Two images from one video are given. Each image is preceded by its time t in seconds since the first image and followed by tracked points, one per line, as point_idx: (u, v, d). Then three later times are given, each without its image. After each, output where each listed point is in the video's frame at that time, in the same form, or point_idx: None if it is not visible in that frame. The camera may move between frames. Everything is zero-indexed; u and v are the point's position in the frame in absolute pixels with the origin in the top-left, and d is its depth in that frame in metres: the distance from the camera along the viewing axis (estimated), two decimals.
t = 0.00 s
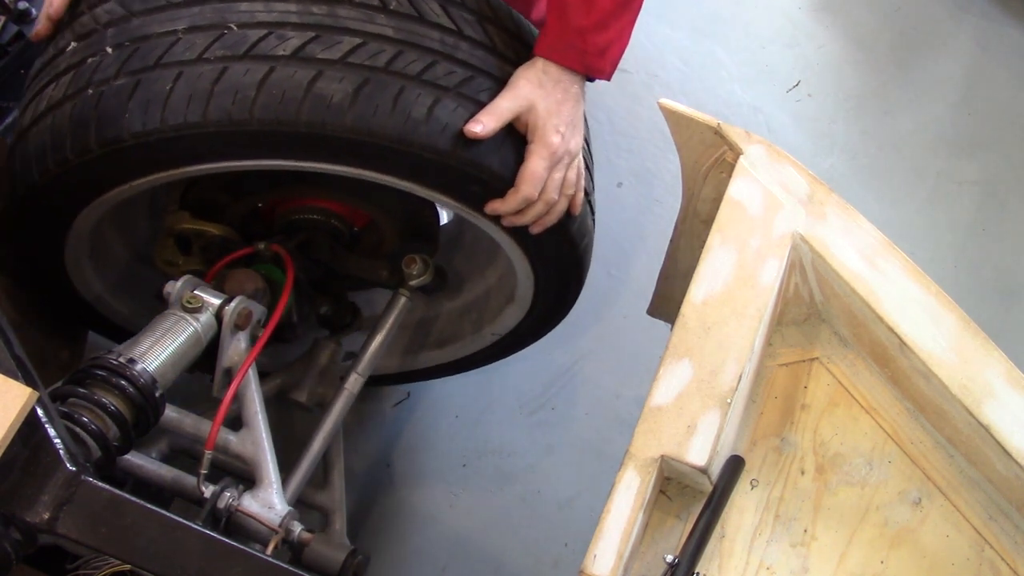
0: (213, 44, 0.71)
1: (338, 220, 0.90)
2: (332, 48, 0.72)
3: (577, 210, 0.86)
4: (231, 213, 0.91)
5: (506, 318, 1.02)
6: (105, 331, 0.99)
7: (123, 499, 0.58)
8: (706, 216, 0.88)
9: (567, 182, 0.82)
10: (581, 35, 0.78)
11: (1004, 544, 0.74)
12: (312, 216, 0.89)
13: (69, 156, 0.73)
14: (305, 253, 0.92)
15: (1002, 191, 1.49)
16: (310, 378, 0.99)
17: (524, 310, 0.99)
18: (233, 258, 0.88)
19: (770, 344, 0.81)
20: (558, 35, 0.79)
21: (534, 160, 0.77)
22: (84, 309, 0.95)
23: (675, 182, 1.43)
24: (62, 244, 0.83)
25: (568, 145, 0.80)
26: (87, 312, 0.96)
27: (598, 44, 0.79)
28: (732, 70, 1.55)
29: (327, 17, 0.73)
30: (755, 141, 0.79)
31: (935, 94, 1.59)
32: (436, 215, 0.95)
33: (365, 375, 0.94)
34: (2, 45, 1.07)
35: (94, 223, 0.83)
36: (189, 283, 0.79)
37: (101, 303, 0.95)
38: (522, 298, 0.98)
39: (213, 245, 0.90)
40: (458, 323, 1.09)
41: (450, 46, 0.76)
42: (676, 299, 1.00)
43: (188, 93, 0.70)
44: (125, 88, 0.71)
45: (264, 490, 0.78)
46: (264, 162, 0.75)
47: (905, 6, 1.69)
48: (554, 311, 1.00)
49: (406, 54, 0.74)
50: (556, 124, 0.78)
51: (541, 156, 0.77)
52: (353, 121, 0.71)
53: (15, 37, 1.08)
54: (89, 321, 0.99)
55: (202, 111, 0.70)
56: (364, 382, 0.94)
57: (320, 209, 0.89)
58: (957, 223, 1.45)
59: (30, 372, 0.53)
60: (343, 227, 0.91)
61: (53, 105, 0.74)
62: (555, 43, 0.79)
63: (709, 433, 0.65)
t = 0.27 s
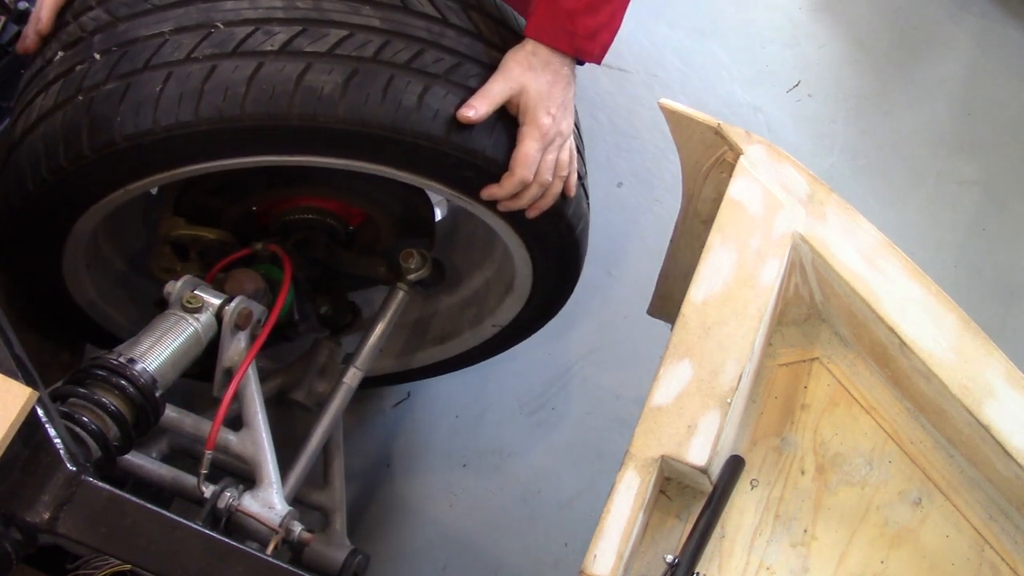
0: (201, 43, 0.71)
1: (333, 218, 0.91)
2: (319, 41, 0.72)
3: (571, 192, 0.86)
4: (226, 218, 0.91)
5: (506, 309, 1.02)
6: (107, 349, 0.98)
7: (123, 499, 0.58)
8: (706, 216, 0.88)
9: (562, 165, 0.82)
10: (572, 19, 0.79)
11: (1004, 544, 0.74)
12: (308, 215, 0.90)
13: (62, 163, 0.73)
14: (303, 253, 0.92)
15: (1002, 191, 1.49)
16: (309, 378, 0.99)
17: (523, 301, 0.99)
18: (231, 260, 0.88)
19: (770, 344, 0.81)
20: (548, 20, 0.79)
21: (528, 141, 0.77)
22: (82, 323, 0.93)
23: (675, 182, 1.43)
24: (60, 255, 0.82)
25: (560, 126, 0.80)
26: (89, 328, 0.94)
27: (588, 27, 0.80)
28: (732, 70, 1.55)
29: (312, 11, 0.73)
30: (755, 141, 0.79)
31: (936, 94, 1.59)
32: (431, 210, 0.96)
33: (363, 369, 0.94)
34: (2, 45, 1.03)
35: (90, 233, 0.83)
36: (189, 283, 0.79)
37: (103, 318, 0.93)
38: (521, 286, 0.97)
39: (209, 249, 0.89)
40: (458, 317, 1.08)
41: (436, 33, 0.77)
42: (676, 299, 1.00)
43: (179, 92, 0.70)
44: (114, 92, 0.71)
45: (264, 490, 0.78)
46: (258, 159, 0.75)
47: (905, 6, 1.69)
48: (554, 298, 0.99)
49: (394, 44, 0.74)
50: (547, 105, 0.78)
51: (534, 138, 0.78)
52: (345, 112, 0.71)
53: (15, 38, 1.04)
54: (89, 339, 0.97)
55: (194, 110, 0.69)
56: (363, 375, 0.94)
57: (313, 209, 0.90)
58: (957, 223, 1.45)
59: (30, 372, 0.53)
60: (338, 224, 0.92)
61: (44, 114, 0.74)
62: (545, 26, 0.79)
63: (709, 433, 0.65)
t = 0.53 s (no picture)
0: (197, 43, 0.71)
1: (332, 217, 0.91)
2: (316, 39, 0.72)
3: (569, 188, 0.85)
4: (224, 218, 0.90)
5: (506, 306, 1.02)
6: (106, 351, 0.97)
7: (123, 499, 0.58)
8: (706, 216, 0.88)
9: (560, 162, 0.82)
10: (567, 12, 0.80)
11: (1004, 544, 0.74)
12: (306, 214, 0.90)
13: (60, 164, 0.73)
14: (302, 253, 0.92)
15: (1002, 191, 1.49)
16: (309, 378, 1.00)
17: (522, 299, 0.99)
18: (230, 261, 0.88)
19: (770, 344, 0.81)
20: (544, 11, 0.79)
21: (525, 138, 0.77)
22: (82, 325, 0.93)
23: (675, 182, 1.43)
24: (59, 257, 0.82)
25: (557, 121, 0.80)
26: (88, 329, 0.94)
27: (583, 21, 0.80)
28: (732, 70, 1.55)
29: (308, 10, 0.73)
30: (755, 141, 0.79)
31: (935, 94, 1.59)
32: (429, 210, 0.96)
33: (362, 368, 0.94)
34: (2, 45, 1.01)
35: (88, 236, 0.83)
36: (189, 284, 0.79)
37: (103, 319, 0.93)
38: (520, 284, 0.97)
39: (208, 249, 0.90)
40: (457, 315, 1.08)
41: (432, 31, 0.77)
42: (676, 298, 1.00)
43: (176, 93, 0.69)
44: (112, 93, 0.71)
45: (264, 490, 0.78)
46: (257, 158, 0.75)
47: (905, 7, 1.69)
48: (554, 295, 0.99)
49: (391, 41, 0.74)
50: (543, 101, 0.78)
51: (531, 133, 0.78)
52: (343, 110, 0.71)
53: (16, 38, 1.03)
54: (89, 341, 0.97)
55: (192, 110, 0.69)
56: (363, 374, 0.94)
57: (312, 209, 0.90)
58: (957, 223, 1.45)
59: (30, 372, 0.53)
60: (337, 223, 0.92)
61: (42, 116, 0.74)
62: (541, 19, 0.80)
63: (709, 433, 0.65)
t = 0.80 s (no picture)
0: (198, 43, 0.71)
1: (331, 217, 0.91)
2: (317, 40, 0.72)
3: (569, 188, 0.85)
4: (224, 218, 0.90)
5: (506, 306, 1.02)
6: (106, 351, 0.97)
7: (123, 500, 0.58)
8: (706, 216, 0.88)
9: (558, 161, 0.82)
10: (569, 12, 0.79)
11: (1004, 545, 0.74)
12: (305, 214, 0.90)
13: (60, 163, 0.73)
14: (302, 253, 0.93)
15: (1002, 191, 1.49)
16: (309, 378, 1.00)
17: (522, 299, 0.99)
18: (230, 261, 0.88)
19: (770, 344, 0.81)
20: (545, 12, 0.79)
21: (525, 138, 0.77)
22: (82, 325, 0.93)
23: (675, 183, 1.43)
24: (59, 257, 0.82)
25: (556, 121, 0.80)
26: (88, 329, 0.94)
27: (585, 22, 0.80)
28: (732, 70, 1.55)
29: (309, 10, 0.73)
30: (755, 141, 0.79)
31: (936, 94, 1.59)
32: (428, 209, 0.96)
33: (362, 368, 0.94)
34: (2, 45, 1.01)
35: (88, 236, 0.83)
36: (189, 284, 0.79)
37: (103, 319, 0.93)
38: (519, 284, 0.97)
39: (209, 249, 0.90)
40: (457, 315, 1.08)
41: (432, 31, 0.77)
42: (675, 298, 1.00)
43: (176, 92, 0.69)
44: (112, 93, 0.71)
45: (264, 490, 0.78)
46: (256, 158, 0.75)
47: (905, 7, 1.69)
48: (554, 295, 0.99)
49: (391, 41, 0.74)
50: (543, 100, 0.78)
51: (531, 134, 0.78)
52: (343, 110, 0.71)
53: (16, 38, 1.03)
54: (89, 341, 0.97)
55: (192, 110, 0.69)
56: (363, 374, 0.94)
57: (313, 209, 0.90)
58: (957, 223, 1.45)
59: (30, 372, 0.53)
60: (336, 223, 0.92)
61: (42, 115, 0.74)
62: (543, 20, 0.80)
63: (709, 433, 0.65)
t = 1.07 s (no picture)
0: (198, 43, 0.71)
1: (331, 217, 0.91)
2: (317, 40, 0.72)
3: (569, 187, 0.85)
4: (223, 218, 0.90)
5: (506, 306, 1.02)
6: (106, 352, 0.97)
7: (123, 500, 0.58)
8: (706, 216, 0.88)
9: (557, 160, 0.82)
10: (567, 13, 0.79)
11: (1004, 544, 0.74)
12: (305, 215, 0.90)
13: (59, 162, 0.73)
14: (302, 253, 0.93)
15: (1002, 191, 1.49)
16: (308, 378, 1.00)
17: (522, 299, 0.99)
18: (231, 261, 0.88)
19: (770, 344, 0.81)
20: (543, 12, 0.79)
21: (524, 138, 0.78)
22: (82, 324, 0.93)
23: (675, 182, 1.43)
24: (60, 257, 0.82)
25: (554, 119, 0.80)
26: (88, 329, 0.94)
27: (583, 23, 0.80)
28: (731, 70, 1.55)
29: (309, 10, 0.73)
30: (755, 141, 0.79)
31: (935, 94, 1.59)
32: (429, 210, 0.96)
33: (362, 368, 0.94)
34: (2, 45, 1.01)
35: (88, 236, 0.83)
36: (189, 283, 0.79)
37: (103, 319, 0.93)
38: (519, 285, 0.98)
39: (209, 249, 0.90)
40: (457, 315, 1.08)
41: (433, 31, 0.77)
42: (675, 298, 1.00)
43: (176, 92, 0.69)
44: (112, 93, 0.71)
45: (264, 490, 0.78)
46: (257, 159, 0.75)
47: (905, 6, 1.69)
48: (554, 295, 0.99)
49: (391, 41, 0.74)
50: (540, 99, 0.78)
51: (529, 132, 0.78)
52: (342, 110, 0.71)
53: (15, 38, 1.03)
54: (89, 341, 0.97)
55: (192, 109, 0.69)
56: (363, 374, 0.94)
57: (313, 209, 0.90)
58: (957, 223, 1.45)
59: (30, 372, 0.53)
60: (337, 223, 0.92)
61: (42, 115, 0.74)
62: (540, 20, 0.79)
63: (709, 433, 0.65)
